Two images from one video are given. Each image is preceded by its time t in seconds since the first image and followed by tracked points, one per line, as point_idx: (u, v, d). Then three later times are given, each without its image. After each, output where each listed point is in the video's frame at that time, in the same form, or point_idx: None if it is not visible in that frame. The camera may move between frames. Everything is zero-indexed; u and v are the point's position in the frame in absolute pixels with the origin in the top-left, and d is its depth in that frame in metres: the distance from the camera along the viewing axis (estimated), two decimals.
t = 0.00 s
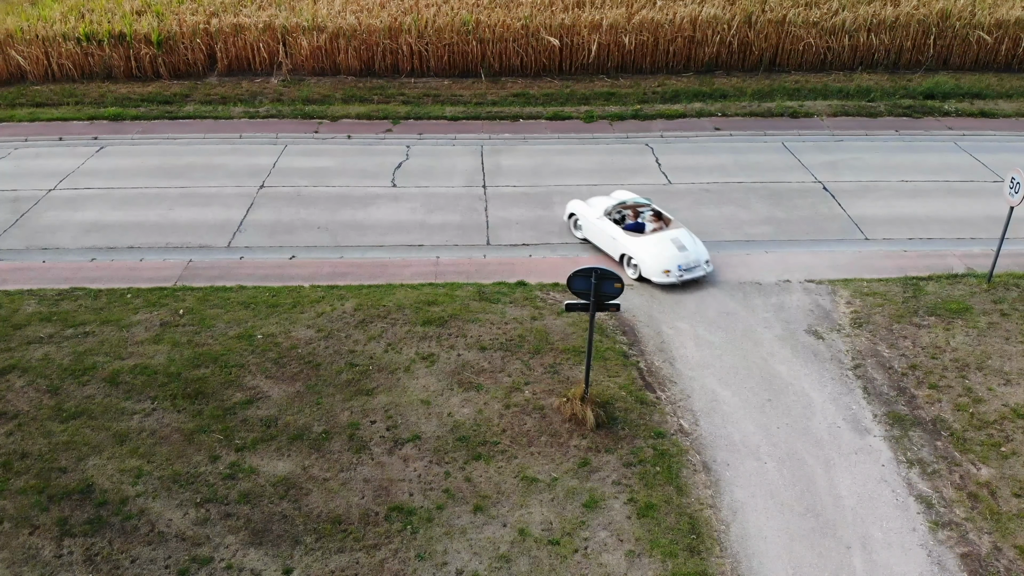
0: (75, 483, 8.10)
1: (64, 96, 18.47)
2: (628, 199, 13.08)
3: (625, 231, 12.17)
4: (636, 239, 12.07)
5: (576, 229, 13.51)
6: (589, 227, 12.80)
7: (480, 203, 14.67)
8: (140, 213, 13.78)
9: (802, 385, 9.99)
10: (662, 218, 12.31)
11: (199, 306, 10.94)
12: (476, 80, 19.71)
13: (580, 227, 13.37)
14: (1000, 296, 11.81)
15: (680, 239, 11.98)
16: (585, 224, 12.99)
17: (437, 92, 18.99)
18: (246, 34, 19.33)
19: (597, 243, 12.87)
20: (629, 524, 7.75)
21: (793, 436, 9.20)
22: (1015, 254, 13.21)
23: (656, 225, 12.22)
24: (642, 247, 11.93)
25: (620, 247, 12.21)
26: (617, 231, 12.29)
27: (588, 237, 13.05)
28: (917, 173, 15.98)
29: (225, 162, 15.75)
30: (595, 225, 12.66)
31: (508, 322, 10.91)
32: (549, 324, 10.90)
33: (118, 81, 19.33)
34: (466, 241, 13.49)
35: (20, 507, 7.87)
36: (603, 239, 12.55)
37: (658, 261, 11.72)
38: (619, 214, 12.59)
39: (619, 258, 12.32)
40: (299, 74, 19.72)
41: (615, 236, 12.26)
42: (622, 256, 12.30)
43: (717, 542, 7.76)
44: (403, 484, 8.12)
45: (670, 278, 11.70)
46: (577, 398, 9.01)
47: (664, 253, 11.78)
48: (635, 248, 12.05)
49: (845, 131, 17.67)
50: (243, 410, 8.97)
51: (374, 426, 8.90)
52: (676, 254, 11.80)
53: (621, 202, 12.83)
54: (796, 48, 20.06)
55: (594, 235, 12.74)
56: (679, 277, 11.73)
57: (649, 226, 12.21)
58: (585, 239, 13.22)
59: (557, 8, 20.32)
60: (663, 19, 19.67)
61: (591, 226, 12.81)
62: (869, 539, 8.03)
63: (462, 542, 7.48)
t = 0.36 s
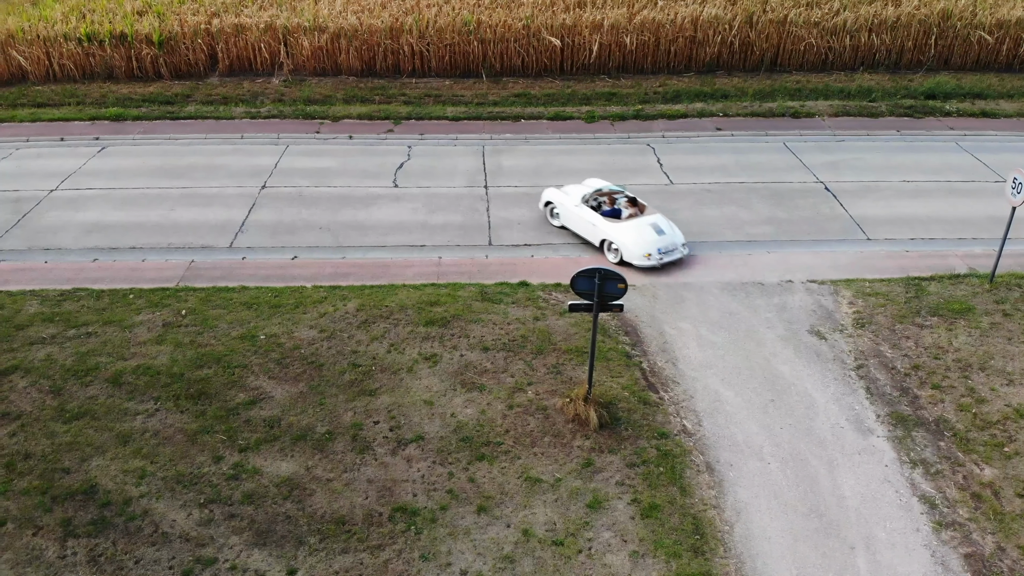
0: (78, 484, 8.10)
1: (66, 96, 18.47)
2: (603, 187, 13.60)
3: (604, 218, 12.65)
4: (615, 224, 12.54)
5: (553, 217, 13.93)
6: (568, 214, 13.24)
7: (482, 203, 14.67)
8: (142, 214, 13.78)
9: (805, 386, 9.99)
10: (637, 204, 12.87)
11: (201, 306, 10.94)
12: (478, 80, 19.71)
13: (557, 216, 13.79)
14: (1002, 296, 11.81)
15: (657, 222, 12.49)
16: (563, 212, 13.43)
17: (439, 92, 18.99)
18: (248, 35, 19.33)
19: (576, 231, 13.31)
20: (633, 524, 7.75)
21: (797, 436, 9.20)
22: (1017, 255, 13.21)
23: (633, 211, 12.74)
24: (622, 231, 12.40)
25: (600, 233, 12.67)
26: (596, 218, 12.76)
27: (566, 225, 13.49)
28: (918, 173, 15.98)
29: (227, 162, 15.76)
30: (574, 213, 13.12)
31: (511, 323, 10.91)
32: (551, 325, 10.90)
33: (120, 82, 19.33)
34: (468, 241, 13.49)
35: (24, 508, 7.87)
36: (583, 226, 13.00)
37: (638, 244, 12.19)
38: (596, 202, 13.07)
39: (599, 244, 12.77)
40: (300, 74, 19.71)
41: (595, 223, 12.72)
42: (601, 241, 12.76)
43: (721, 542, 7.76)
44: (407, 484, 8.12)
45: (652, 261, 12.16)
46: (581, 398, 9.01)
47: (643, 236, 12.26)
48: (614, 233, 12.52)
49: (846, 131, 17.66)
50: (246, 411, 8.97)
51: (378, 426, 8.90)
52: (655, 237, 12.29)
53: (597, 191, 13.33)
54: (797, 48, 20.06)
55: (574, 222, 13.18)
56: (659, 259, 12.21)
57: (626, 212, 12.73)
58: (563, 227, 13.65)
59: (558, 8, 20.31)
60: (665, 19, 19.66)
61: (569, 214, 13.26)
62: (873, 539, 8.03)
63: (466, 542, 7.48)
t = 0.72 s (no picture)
0: (94, 486, 8.09)
1: (72, 97, 18.47)
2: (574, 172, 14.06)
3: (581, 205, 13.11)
4: (593, 210, 13.02)
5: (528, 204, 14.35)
6: (544, 202, 13.64)
7: (490, 203, 14.65)
8: (151, 214, 13.76)
9: (818, 385, 9.98)
10: (611, 189, 13.36)
11: (212, 307, 10.93)
12: (484, 80, 19.70)
13: (533, 204, 14.19)
14: (1014, 296, 11.79)
15: (632, 206, 13.04)
16: (539, 200, 13.84)
17: (445, 93, 18.99)
18: (254, 35, 19.33)
19: (553, 217, 13.75)
20: (650, 525, 7.73)
21: (811, 436, 9.19)
22: None
23: (607, 195, 13.23)
24: (601, 217, 12.90)
25: (578, 219, 13.14)
26: (573, 205, 13.22)
27: (543, 212, 13.92)
28: (926, 172, 15.97)
29: (234, 162, 15.75)
30: (551, 200, 13.52)
31: (523, 323, 10.87)
32: (563, 325, 10.85)
33: (125, 83, 19.32)
34: (477, 241, 13.48)
35: (40, 510, 7.86)
36: (561, 213, 13.44)
37: (618, 229, 12.71)
38: (571, 188, 13.51)
39: (579, 230, 13.25)
40: (306, 74, 19.71)
41: (573, 210, 13.18)
42: (580, 227, 13.24)
43: (739, 542, 7.76)
44: (423, 485, 8.11)
45: (631, 245, 12.73)
46: (595, 399, 8.97)
47: (621, 221, 12.80)
48: (593, 219, 13.01)
49: (853, 131, 17.63)
50: (261, 411, 8.98)
51: (392, 427, 8.90)
52: (633, 221, 12.84)
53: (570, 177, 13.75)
54: (803, 48, 20.04)
55: (551, 210, 13.61)
56: (638, 242, 12.77)
57: (601, 197, 13.20)
58: (539, 214, 14.06)
59: (564, 8, 20.29)
60: (670, 18, 19.66)
61: (546, 201, 13.67)
62: (890, 539, 8.02)
63: (484, 543, 7.47)
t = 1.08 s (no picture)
0: (116, 487, 8.07)
1: (81, 97, 18.45)
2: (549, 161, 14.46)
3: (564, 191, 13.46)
4: (576, 196, 13.40)
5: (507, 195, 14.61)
6: (526, 191, 13.92)
7: (502, 203, 14.60)
8: (164, 215, 13.73)
9: (838, 386, 9.96)
10: (589, 175, 13.77)
11: (229, 307, 10.92)
12: (492, 80, 19.68)
13: (513, 195, 14.44)
14: None
15: (612, 190, 13.50)
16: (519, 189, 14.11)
17: (454, 93, 18.98)
18: (263, 35, 19.31)
19: (534, 206, 14.06)
20: (675, 525, 7.71)
21: (832, 436, 9.17)
22: None
23: (586, 181, 13.65)
24: (584, 202, 13.30)
25: (561, 205, 13.49)
26: (555, 191, 13.57)
27: (523, 201, 14.20)
28: (937, 172, 15.93)
29: (245, 163, 15.72)
30: (532, 188, 13.83)
31: (540, 323, 10.79)
32: (580, 325, 10.75)
33: (134, 83, 19.30)
34: (491, 241, 13.46)
35: (62, 512, 7.84)
36: (543, 200, 13.75)
37: (603, 213, 13.13)
38: (551, 176, 13.87)
39: (562, 217, 13.59)
40: (315, 75, 19.69)
41: (555, 196, 13.51)
42: (562, 213, 13.60)
43: (764, 543, 7.74)
44: (446, 485, 8.10)
45: (616, 227, 13.17)
46: (616, 400, 8.92)
47: (603, 205, 13.23)
48: (576, 204, 13.40)
49: (864, 131, 17.57)
50: (282, 412, 8.99)
51: (413, 428, 8.89)
52: (615, 204, 13.29)
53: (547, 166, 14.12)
54: (812, 47, 20.01)
55: (533, 198, 13.91)
56: (622, 225, 13.22)
57: (582, 183, 13.60)
58: (520, 204, 14.32)
59: (572, 7, 20.26)
60: (679, 18, 19.63)
61: (527, 190, 13.95)
62: (914, 539, 8.00)
63: (509, 543, 7.44)
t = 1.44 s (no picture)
0: (145, 488, 8.04)
1: (93, 97, 18.41)
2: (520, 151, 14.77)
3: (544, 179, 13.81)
4: (555, 182, 13.79)
5: (483, 186, 14.83)
6: (504, 181, 14.18)
7: (518, 204, 14.54)
8: (180, 215, 13.70)
9: (862, 386, 9.95)
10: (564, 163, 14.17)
11: (250, 308, 10.94)
12: (504, 80, 19.66)
13: (489, 185, 14.64)
14: None
15: (588, 176, 13.97)
16: (497, 179, 14.35)
17: (466, 93, 18.96)
18: (274, 35, 19.30)
19: (512, 195, 14.36)
20: (707, 526, 7.69)
21: (860, 436, 9.15)
22: None
23: (562, 168, 14.04)
24: (564, 188, 13.69)
25: (542, 192, 13.83)
26: (534, 179, 13.91)
27: (500, 191, 14.46)
28: (952, 172, 15.92)
29: (260, 163, 15.69)
30: (510, 177, 14.10)
31: (562, 324, 10.71)
32: (602, 325, 10.68)
33: (146, 83, 19.26)
34: (508, 241, 13.43)
35: (91, 513, 7.81)
36: (522, 189, 14.06)
37: (584, 197, 13.55)
38: (527, 165, 14.20)
39: (543, 204, 13.95)
40: (326, 75, 19.67)
41: (535, 184, 13.85)
42: (543, 200, 13.95)
43: (796, 543, 7.72)
44: (476, 486, 8.07)
45: (596, 210, 13.62)
46: (643, 400, 8.87)
47: (582, 190, 13.65)
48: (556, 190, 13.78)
49: (877, 131, 17.52)
50: (308, 412, 9.02)
51: (440, 428, 8.87)
52: (593, 189, 13.74)
53: (521, 156, 14.43)
54: (823, 47, 19.98)
55: (512, 187, 14.19)
56: (602, 208, 13.68)
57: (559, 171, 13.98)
58: (497, 194, 14.54)
59: (583, 7, 20.23)
60: (691, 18, 19.60)
61: (506, 180, 14.20)
62: (945, 538, 7.98)
63: (542, 544, 7.42)
